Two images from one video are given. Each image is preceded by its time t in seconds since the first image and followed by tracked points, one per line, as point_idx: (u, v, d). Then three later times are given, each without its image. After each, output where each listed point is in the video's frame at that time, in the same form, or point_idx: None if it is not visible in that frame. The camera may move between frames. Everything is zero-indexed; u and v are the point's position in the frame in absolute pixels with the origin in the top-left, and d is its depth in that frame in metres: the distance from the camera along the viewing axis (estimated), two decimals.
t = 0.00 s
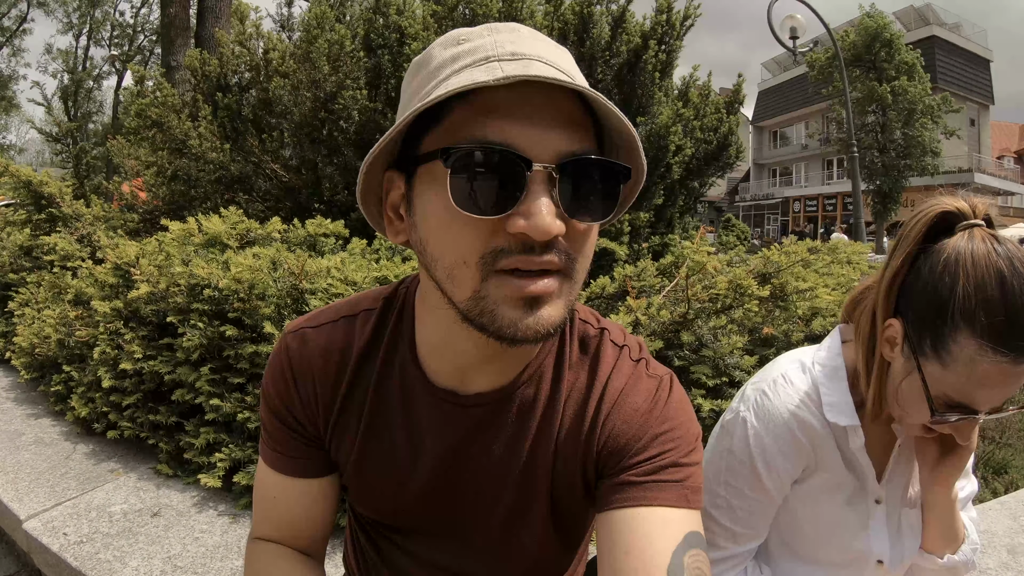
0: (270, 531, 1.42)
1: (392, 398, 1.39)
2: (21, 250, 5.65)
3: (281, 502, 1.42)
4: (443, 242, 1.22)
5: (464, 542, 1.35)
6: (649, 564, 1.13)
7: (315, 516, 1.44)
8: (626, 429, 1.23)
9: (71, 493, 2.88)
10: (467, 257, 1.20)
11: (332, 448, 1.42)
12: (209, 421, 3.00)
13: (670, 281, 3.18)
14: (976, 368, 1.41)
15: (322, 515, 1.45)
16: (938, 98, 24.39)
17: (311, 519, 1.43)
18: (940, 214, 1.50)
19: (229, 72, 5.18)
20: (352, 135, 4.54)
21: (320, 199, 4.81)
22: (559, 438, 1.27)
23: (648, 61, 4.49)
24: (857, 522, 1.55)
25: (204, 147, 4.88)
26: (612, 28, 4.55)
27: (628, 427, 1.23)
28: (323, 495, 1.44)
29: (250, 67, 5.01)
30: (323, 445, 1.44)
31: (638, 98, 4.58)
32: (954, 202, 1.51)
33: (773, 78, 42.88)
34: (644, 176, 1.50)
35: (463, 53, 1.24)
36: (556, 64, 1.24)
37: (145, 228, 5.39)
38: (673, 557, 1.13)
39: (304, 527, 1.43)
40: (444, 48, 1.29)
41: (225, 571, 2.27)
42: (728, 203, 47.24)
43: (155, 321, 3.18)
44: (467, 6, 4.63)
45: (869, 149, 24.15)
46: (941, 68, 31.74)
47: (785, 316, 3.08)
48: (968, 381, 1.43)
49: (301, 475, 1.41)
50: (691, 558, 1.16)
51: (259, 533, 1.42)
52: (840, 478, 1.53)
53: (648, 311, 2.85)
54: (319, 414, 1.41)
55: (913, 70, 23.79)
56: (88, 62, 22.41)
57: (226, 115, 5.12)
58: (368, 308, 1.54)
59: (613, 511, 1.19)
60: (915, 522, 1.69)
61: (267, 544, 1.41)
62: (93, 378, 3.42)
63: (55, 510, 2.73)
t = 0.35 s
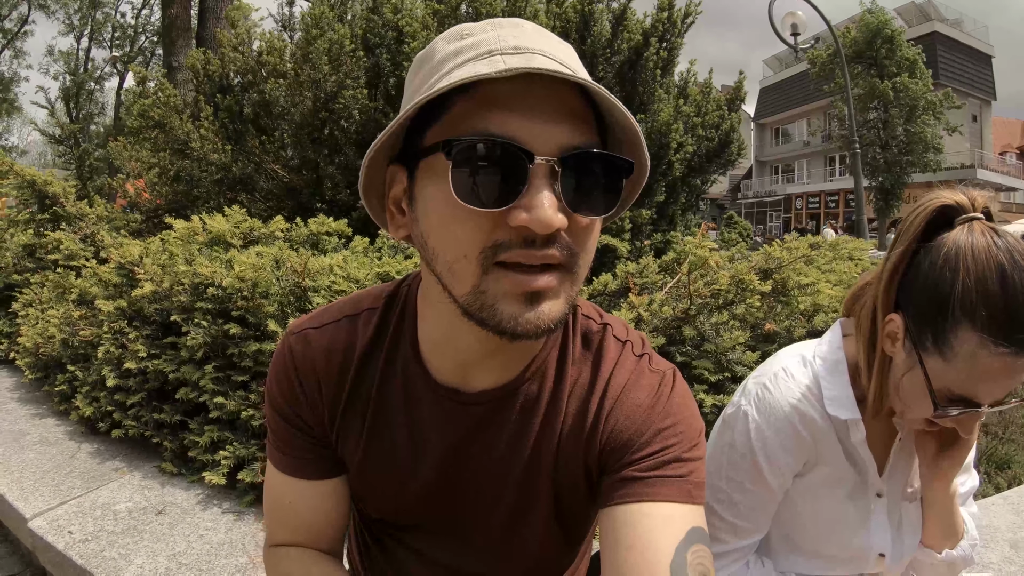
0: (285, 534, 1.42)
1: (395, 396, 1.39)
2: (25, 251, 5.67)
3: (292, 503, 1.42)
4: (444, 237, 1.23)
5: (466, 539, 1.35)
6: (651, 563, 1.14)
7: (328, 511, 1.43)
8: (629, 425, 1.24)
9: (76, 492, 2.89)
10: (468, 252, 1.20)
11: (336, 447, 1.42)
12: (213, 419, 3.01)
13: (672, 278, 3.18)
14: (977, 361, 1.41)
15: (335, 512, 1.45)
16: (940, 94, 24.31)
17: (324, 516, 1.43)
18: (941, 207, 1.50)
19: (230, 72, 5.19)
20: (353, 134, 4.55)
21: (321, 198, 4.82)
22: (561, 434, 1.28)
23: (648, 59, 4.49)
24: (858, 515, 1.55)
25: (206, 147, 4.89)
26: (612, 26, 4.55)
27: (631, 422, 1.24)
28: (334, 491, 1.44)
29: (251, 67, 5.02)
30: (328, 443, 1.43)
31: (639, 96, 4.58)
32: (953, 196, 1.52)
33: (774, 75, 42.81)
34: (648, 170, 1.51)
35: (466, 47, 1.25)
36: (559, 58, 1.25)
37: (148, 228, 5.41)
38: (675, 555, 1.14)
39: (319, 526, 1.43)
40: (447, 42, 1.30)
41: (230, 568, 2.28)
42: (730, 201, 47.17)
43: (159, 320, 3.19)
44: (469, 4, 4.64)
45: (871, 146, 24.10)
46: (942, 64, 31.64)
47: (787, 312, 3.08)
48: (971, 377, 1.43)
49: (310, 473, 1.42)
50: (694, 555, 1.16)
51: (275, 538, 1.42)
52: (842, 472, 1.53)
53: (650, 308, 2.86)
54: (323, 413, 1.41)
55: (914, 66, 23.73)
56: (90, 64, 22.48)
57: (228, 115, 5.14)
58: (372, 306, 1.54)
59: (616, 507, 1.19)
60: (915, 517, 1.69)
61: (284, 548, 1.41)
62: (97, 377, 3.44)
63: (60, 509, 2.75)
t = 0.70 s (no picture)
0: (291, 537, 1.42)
1: (398, 392, 1.39)
2: (26, 252, 5.67)
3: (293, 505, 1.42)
4: (437, 222, 1.24)
5: (470, 535, 1.36)
6: (655, 561, 1.14)
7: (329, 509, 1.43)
8: (630, 422, 1.24)
9: (79, 491, 2.90)
10: (456, 237, 1.22)
11: (339, 443, 1.42)
12: (216, 418, 3.02)
13: (673, 275, 3.18)
14: (976, 354, 1.42)
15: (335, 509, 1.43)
16: (940, 92, 24.30)
17: (326, 515, 1.43)
18: (931, 204, 1.49)
19: (231, 71, 5.19)
20: (354, 133, 4.56)
21: (322, 198, 4.82)
22: (563, 430, 1.28)
23: (648, 57, 4.50)
24: (859, 508, 1.56)
25: (207, 147, 4.90)
26: (612, 24, 4.57)
27: (632, 419, 1.25)
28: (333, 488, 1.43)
29: (251, 67, 5.02)
30: (331, 440, 1.43)
31: (639, 94, 4.58)
32: (941, 191, 1.53)
33: (774, 74, 42.81)
34: (654, 170, 1.49)
35: (475, 40, 1.25)
36: (564, 51, 1.23)
37: (149, 228, 5.41)
38: (679, 551, 1.14)
39: (323, 525, 1.43)
40: (462, 35, 1.31)
41: (233, 566, 2.29)
42: (730, 200, 47.17)
43: (161, 319, 3.20)
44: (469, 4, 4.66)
45: (870, 144, 24.10)
46: (942, 61, 31.64)
47: (787, 309, 3.08)
48: (971, 373, 1.44)
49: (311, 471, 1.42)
50: (696, 552, 1.16)
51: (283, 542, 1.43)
52: (842, 464, 1.54)
53: (651, 305, 2.87)
54: (326, 409, 1.41)
55: (913, 64, 23.74)
56: (89, 65, 22.50)
57: (229, 115, 5.15)
58: (375, 302, 1.55)
59: (618, 504, 1.19)
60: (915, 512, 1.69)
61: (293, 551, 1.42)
62: (99, 377, 3.44)
63: (63, 508, 2.75)
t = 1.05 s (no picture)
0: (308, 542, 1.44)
1: (404, 391, 1.41)
2: (26, 258, 5.68)
3: (303, 509, 1.43)
4: (442, 227, 1.27)
5: (473, 532, 1.38)
6: (649, 566, 1.15)
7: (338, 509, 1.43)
8: (630, 425, 1.26)
9: (83, 495, 2.91)
10: (459, 243, 1.25)
11: (346, 440, 1.44)
12: (220, 421, 3.03)
13: (672, 275, 3.20)
14: (979, 355, 1.45)
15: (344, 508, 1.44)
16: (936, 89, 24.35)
17: (333, 515, 1.43)
18: (930, 205, 1.52)
19: (231, 75, 5.23)
20: (353, 136, 4.57)
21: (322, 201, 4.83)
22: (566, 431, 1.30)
23: (646, 58, 4.52)
24: (860, 503, 1.58)
25: (207, 151, 4.92)
26: (609, 25, 4.58)
27: (632, 421, 1.26)
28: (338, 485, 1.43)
29: (249, 71, 5.03)
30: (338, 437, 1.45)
31: (636, 94, 4.60)
32: (940, 192, 1.54)
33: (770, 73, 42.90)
34: (659, 176, 1.49)
35: (481, 46, 1.28)
36: (569, 59, 1.25)
37: (149, 233, 5.42)
38: (673, 554, 1.16)
39: (335, 527, 1.44)
40: (468, 41, 1.33)
41: (240, 568, 2.30)
42: (728, 199, 47.24)
43: (164, 323, 3.21)
44: (466, 6, 4.70)
45: (867, 142, 24.17)
46: (938, 59, 31.71)
47: (786, 307, 3.10)
48: (971, 372, 1.47)
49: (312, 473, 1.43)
50: (691, 556, 1.17)
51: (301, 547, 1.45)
52: (843, 460, 1.56)
53: (651, 305, 2.88)
54: (334, 408, 1.43)
55: (909, 62, 23.80)
56: (86, 70, 22.48)
57: (228, 119, 5.17)
58: (384, 302, 1.56)
59: (615, 506, 1.21)
60: (915, 507, 1.71)
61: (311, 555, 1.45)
62: (102, 381, 3.45)
63: (68, 512, 2.76)
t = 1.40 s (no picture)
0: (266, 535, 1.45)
1: (411, 391, 1.41)
2: (25, 265, 5.67)
3: (274, 501, 1.45)
4: (458, 222, 1.26)
5: (480, 532, 1.37)
6: (662, 561, 1.16)
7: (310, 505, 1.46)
8: (640, 419, 1.27)
9: (85, 502, 2.90)
10: (479, 236, 1.24)
11: (352, 441, 1.44)
12: (222, 427, 3.03)
13: (673, 279, 3.21)
14: (984, 351, 1.45)
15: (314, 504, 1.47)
16: (932, 93, 24.44)
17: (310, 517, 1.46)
18: (931, 207, 1.53)
19: (230, 82, 5.26)
20: (354, 143, 4.59)
21: (322, 208, 4.84)
22: (574, 427, 1.30)
23: (644, 64, 4.55)
24: (866, 501, 1.58)
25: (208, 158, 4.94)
26: (607, 32, 4.61)
27: (641, 416, 1.27)
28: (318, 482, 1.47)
29: (249, 78, 5.04)
30: (343, 439, 1.45)
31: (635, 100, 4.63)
32: (940, 194, 1.55)
33: (766, 78, 43.08)
34: (666, 171, 1.53)
35: (493, 45, 1.29)
36: (580, 57, 1.27)
37: (149, 240, 5.42)
38: (685, 547, 1.17)
39: (298, 522, 1.45)
40: (477, 41, 1.34)
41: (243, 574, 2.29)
42: (726, 204, 47.33)
43: (166, 329, 3.21)
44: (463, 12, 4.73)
45: (864, 146, 24.26)
46: (933, 63, 31.86)
47: (787, 309, 3.11)
48: (973, 369, 1.48)
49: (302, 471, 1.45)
50: (703, 547, 1.19)
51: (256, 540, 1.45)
52: (850, 457, 1.56)
53: (652, 309, 2.89)
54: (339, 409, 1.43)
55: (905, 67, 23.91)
56: (84, 78, 22.52)
57: (228, 126, 5.18)
58: (388, 303, 1.57)
59: (625, 499, 1.22)
60: (919, 505, 1.72)
61: (264, 549, 1.44)
62: (103, 388, 3.45)
63: (70, 519, 2.76)
